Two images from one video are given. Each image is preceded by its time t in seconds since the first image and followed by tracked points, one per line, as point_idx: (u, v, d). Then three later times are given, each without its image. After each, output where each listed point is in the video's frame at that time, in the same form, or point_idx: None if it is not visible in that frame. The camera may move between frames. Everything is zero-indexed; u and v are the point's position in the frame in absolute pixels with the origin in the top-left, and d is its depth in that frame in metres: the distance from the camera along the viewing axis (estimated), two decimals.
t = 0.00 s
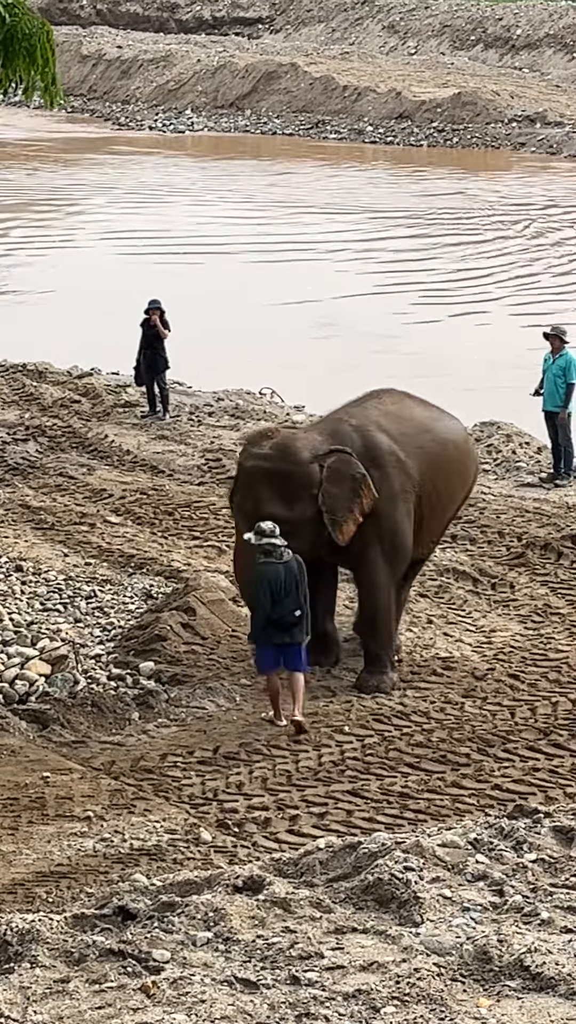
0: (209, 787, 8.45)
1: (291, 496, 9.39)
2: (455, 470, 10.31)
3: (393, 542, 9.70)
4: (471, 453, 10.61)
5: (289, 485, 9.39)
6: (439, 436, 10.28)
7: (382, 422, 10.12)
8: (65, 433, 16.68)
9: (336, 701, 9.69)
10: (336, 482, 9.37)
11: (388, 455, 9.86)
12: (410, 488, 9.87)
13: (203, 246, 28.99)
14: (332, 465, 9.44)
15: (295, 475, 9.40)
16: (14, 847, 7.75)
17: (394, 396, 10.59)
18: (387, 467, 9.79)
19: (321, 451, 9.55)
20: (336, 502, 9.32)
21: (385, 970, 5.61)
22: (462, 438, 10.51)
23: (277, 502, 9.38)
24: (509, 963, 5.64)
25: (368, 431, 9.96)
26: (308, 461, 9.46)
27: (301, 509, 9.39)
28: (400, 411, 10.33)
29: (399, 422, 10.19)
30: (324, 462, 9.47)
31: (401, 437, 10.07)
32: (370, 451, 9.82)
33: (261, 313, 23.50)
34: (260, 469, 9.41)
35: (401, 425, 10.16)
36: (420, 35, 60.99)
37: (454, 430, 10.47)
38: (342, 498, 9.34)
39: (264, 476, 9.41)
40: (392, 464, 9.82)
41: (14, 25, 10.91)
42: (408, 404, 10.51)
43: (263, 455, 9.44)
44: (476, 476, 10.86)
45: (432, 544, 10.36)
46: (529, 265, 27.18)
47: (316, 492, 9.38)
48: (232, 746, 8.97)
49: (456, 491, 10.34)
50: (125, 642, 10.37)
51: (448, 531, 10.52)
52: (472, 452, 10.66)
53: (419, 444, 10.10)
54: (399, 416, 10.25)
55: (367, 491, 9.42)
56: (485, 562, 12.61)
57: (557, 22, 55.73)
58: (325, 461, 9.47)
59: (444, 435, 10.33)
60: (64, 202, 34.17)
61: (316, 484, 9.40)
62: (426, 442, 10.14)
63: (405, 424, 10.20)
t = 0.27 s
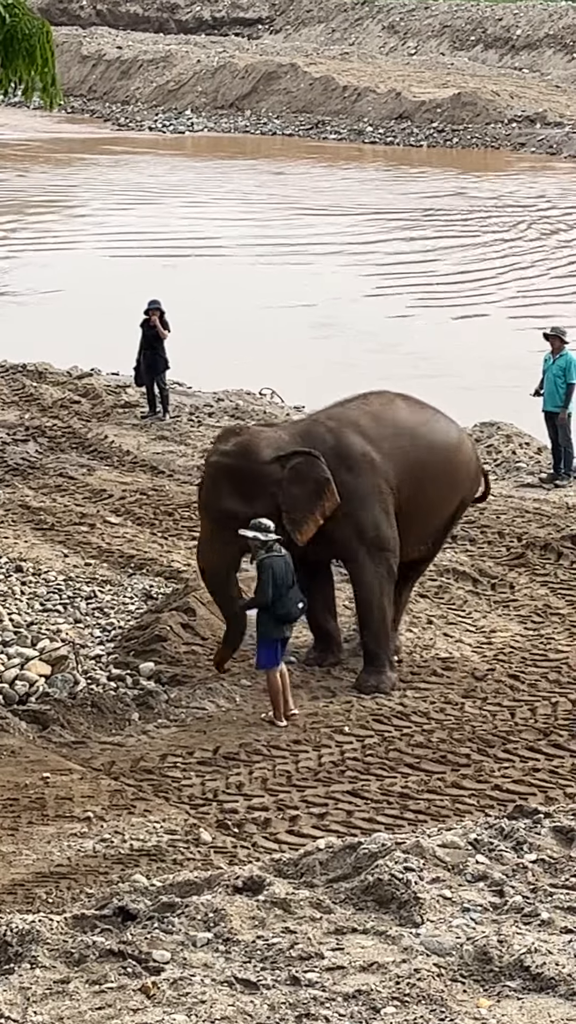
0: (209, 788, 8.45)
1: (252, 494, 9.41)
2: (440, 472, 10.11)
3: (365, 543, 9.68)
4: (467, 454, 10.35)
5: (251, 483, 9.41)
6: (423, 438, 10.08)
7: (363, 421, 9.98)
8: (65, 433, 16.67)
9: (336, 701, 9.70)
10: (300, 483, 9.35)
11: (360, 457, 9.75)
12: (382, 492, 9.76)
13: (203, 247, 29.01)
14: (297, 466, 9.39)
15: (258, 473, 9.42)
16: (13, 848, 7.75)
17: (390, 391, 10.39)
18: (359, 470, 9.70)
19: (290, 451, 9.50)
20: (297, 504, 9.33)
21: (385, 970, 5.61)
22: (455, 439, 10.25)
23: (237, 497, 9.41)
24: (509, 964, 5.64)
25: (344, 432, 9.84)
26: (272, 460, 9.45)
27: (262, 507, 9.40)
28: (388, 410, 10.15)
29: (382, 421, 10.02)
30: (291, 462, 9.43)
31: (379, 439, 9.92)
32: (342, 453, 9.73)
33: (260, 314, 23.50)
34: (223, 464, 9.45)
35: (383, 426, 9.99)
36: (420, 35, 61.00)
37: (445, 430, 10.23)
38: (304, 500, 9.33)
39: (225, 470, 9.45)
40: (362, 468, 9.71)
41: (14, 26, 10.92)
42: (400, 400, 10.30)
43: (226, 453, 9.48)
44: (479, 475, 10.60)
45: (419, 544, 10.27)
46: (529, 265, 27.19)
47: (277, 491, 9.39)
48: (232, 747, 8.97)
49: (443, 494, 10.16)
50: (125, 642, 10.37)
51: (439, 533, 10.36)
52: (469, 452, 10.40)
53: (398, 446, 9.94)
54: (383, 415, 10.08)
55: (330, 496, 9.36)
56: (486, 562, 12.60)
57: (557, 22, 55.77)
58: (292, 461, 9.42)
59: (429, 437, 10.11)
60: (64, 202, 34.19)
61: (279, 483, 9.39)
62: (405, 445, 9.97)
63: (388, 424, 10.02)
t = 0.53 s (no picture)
0: (209, 789, 8.45)
1: (225, 492, 9.56)
2: (429, 476, 10.02)
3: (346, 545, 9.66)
4: (462, 457, 10.21)
5: (225, 482, 9.56)
6: (412, 441, 9.99)
7: (350, 422, 9.92)
8: (65, 434, 16.67)
9: (337, 703, 9.69)
10: (273, 486, 9.39)
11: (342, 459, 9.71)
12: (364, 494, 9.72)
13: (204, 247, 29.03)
14: (270, 467, 9.45)
15: (234, 472, 9.55)
16: (14, 850, 7.74)
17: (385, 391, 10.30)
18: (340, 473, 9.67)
19: (266, 452, 9.55)
20: (267, 505, 9.41)
21: (386, 971, 5.60)
22: (448, 442, 10.14)
23: (210, 495, 9.59)
24: (509, 965, 5.63)
25: (328, 433, 9.80)
26: (247, 460, 9.56)
27: (234, 506, 9.54)
28: (379, 411, 10.07)
29: (370, 424, 9.95)
30: (265, 463, 9.49)
31: (366, 442, 9.86)
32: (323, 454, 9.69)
33: (261, 314, 23.50)
34: (200, 461, 9.66)
35: (370, 428, 9.92)
36: (421, 35, 61.00)
37: (437, 433, 10.12)
38: (272, 502, 9.40)
39: (201, 470, 9.65)
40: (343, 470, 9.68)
41: (14, 27, 10.93)
42: (394, 401, 10.21)
43: (204, 450, 9.68)
44: (479, 478, 10.45)
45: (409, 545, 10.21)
46: (529, 266, 27.20)
47: (248, 492, 9.51)
48: (233, 748, 8.96)
49: (433, 497, 10.06)
50: (126, 643, 10.38)
51: (432, 534, 10.27)
52: (465, 455, 10.26)
53: (384, 449, 9.87)
54: (373, 417, 10.01)
55: (301, 500, 9.38)
56: (486, 563, 12.61)
57: (557, 23, 55.78)
58: (267, 462, 9.48)
59: (419, 440, 10.02)
60: (64, 203, 34.21)
61: (252, 483, 9.50)
62: (392, 448, 9.90)
63: (376, 426, 9.95)
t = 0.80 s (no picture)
0: (211, 790, 8.45)
1: (206, 488, 9.64)
2: (420, 477, 10.01)
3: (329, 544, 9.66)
4: (457, 459, 10.17)
5: (205, 478, 9.65)
6: (403, 442, 9.99)
7: (338, 421, 9.97)
8: (66, 436, 16.66)
9: (338, 704, 9.69)
10: (252, 483, 9.45)
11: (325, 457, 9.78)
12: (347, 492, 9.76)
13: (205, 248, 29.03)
14: (250, 465, 9.50)
15: (215, 468, 9.64)
16: (15, 851, 7.74)
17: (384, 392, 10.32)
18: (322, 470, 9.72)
19: (248, 449, 9.62)
20: (246, 502, 9.46)
21: (387, 973, 5.60)
22: (442, 444, 10.10)
23: (192, 493, 9.69)
24: (510, 966, 5.63)
25: (313, 431, 9.87)
26: (228, 457, 9.63)
27: (214, 502, 9.62)
28: (372, 411, 10.10)
29: (359, 423, 9.98)
30: (245, 460, 9.55)
31: (353, 441, 9.90)
32: (305, 451, 9.78)
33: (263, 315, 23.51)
34: (183, 457, 9.79)
35: (360, 427, 9.96)
36: (422, 36, 60.96)
37: (431, 435, 10.10)
38: (250, 500, 9.45)
39: (184, 467, 9.76)
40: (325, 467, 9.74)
41: (15, 28, 10.91)
42: (390, 402, 10.23)
43: (187, 448, 9.79)
44: (479, 481, 10.37)
45: (399, 545, 10.23)
46: (531, 267, 27.20)
47: (228, 490, 9.58)
48: (234, 749, 8.96)
49: (423, 498, 10.05)
50: (127, 644, 10.37)
51: (425, 536, 10.26)
52: (461, 457, 10.20)
53: (371, 449, 9.91)
54: (364, 416, 10.04)
55: (279, 497, 9.41)
56: (487, 565, 12.60)
57: (558, 25, 55.80)
58: (247, 459, 9.54)
59: (410, 441, 10.02)
60: (65, 204, 34.21)
61: (232, 480, 9.56)
62: (379, 448, 9.93)
63: (366, 425, 9.99)
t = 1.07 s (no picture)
0: (212, 791, 8.45)
1: (195, 482, 9.87)
2: (411, 477, 10.03)
3: (304, 551, 9.87)
4: (452, 460, 10.13)
5: (194, 472, 9.87)
6: (393, 441, 10.03)
7: (329, 421, 10.06)
8: (68, 437, 16.66)
9: (340, 705, 9.69)
10: (242, 478, 9.66)
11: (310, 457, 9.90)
12: (329, 493, 9.89)
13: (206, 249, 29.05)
14: (238, 459, 9.71)
15: (205, 462, 9.85)
16: (17, 852, 7.75)
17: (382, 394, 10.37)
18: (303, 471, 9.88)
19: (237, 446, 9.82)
20: (235, 497, 9.68)
21: (389, 974, 5.60)
22: (438, 446, 10.10)
23: (183, 487, 9.90)
24: (512, 967, 5.63)
25: (300, 431, 10.00)
26: (216, 451, 9.84)
27: (203, 496, 9.85)
28: (366, 412, 10.16)
29: (351, 423, 10.06)
30: (233, 455, 9.76)
31: (343, 441, 9.97)
32: (291, 450, 9.92)
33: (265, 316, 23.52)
34: (173, 451, 9.97)
35: (350, 427, 10.03)
36: (424, 37, 60.95)
37: (424, 435, 10.11)
38: (239, 494, 9.67)
39: (174, 462, 9.95)
40: (308, 467, 9.88)
41: (17, 30, 10.91)
42: (386, 404, 10.28)
43: (177, 443, 9.97)
44: (480, 482, 10.31)
45: (393, 552, 10.26)
46: (532, 268, 27.23)
47: (218, 486, 9.79)
48: (236, 750, 8.96)
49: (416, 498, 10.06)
50: (128, 645, 10.37)
51: (424, 539, 10.24)
52: (457, 457, 10.17)
53: (359, 448, 9.97)
54: (357, 417, 10.11)
55: (269, 492, 9.62)
56: (489, 566, 12.59)
57: (561, 26, 55.82)
58: (235, 454, 9.75)
59: (402, 440, 10.05)
60: (68, 205, 34.20)
61: (221, 474, 9.79)
62: (369, 448, 9.98)
63: (356, 426, 10.06)
